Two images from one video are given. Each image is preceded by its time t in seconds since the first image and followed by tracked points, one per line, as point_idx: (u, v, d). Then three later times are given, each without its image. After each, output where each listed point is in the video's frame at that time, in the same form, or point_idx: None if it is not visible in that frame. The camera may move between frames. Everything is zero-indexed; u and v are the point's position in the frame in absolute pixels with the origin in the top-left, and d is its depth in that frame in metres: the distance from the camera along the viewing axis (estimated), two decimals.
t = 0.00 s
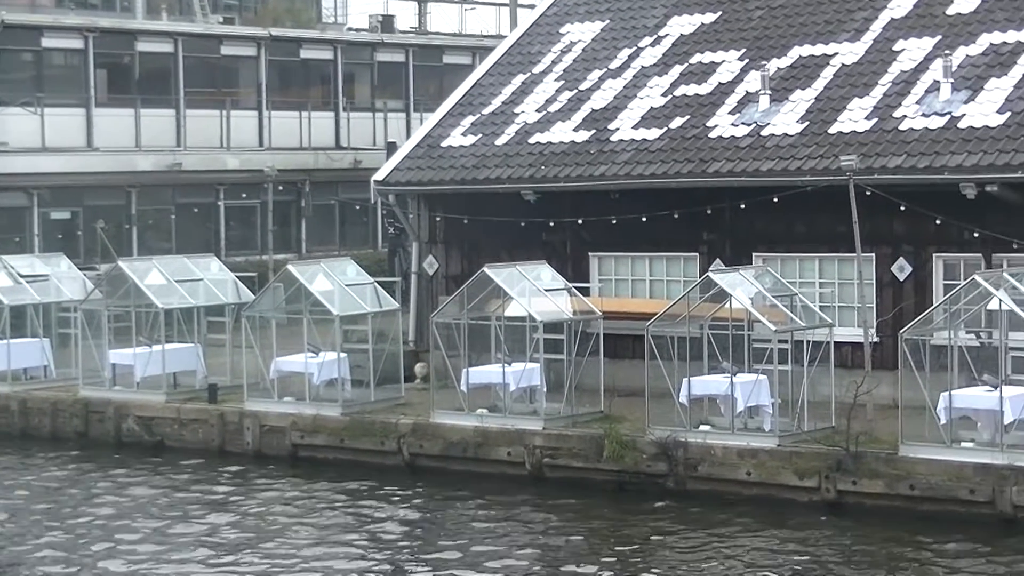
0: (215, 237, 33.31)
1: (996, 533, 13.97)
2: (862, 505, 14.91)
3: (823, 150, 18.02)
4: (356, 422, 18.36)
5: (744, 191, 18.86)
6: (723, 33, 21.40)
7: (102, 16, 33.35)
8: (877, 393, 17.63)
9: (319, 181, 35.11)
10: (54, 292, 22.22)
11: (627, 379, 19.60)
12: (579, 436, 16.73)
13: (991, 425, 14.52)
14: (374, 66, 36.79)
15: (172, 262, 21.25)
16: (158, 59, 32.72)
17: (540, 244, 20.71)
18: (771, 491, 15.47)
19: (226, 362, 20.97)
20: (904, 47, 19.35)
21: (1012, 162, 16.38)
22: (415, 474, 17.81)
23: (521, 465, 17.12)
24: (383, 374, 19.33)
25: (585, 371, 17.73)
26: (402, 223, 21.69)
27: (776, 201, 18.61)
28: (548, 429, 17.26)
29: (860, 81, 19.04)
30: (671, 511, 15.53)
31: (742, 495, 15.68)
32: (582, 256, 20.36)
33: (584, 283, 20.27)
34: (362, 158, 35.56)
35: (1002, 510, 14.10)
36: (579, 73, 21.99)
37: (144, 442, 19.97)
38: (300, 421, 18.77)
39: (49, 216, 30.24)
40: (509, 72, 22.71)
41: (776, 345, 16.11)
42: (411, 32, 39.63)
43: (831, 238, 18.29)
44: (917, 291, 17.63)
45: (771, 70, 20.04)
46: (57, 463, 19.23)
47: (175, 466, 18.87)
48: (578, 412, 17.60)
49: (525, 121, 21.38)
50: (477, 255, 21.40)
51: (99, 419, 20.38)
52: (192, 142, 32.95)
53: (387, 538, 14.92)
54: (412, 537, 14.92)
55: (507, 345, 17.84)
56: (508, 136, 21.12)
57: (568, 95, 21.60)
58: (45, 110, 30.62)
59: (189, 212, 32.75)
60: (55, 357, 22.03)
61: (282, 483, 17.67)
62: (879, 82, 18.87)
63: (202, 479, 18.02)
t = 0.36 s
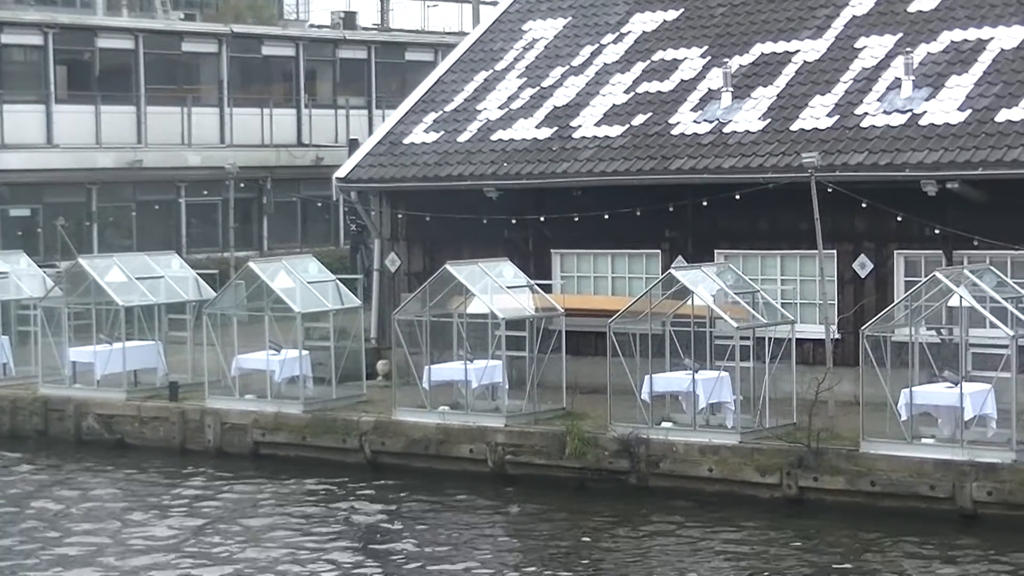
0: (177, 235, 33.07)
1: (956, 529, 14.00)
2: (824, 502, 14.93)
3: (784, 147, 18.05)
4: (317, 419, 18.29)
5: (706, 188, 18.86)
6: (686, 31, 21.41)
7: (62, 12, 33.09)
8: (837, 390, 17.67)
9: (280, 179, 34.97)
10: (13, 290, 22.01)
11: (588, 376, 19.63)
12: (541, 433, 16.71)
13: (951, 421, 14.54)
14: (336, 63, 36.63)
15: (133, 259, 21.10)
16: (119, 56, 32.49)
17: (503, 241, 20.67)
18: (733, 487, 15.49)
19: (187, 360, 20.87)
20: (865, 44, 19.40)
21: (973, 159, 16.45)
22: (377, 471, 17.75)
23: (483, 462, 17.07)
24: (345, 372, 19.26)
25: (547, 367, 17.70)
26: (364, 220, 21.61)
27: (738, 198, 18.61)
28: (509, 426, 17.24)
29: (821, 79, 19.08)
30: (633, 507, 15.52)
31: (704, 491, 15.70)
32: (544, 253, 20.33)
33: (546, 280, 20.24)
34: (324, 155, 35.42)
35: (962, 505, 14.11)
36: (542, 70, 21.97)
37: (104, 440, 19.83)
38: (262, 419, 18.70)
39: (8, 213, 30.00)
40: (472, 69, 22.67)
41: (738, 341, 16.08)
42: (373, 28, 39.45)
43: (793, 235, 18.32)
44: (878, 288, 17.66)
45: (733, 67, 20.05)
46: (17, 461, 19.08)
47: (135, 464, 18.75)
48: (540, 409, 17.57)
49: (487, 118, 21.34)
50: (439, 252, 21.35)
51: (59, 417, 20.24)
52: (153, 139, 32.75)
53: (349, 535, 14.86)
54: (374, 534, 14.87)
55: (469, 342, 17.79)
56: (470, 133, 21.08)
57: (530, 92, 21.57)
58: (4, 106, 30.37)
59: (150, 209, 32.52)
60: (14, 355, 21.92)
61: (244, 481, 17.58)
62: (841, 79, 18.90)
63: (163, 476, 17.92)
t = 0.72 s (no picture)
0: (124, 234, 32.78)
1: (905, 522, 14.07)
2: (773, 497, 14.99)
3: (732, 143, 18.09)
4: (266, 418, 18.19)
5: (655, 184, 18.86)
6: (633, 27, 21.43)
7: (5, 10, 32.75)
8: (786, 385, 17.73)
9: (228, 177, 34.79)
10: None
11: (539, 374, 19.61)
12: (492, 430, 16.66)
13: (900, 416, 14.59)
14: (283, 60, 36.45)
15: (79, 258, 20.96)
16: (64, 55, 32.20)
17: (452, 238, 20.62)
18: (683, 483, 15.53)
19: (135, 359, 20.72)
20: (812, 40, 19.47)
21: (920, 154, 16.52)
22: (327, 470, 17.69)
23: (434, 460, 17.04)
24: (294, 371, 19.14)
25: (497, 365, 17.64)
26: (312, 219, 21.48)
27: (687, 194, 18.62)
28: (459, 423, 17.21)
29: (768, 75, 19.13)
30: (584, 503, 15.52)
31: (654, 487, 15.73)
32: (493, 250, 20.30)
33: (496, 277, 20.22)
34: (271, 153, 35.24)
35: (912, 499, 14.20)
36: (489, 68, 21.93)
37: (51, 441, 19.66)
38: (211, 418, 18.60)
39: None
40: (419, 66, 22.60)
41: (687, 338, 16.14)
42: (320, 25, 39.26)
43: (741, 231, 18.36)
44: (827, 283, 17.73)
45: (681, 63, 20.08)
46: None
47: (83, 464, 18.60)
48: (490, 406, 17.53)
49: (436, 115, 21.28)
50: (389, 250, 21.29)
51: (6, 418, 20.07)
52: (99, 138, 32.49)
53: (299, 533, 14.78)
54: (325, 532, 14.80)
55: (419, 340, 17.72)
56: (418, 131, 21.02)
57: (477, 89, 21.52)
58: None
59: (96, 208, 32.18)
60: None
61: (193, 480, 17.46)
62: (788, 75, 18.96)
63: (111, 477, 17.78)
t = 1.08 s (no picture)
0: (63, 237, 32.45)
1: (846, 519, 14.10)
2: (716, 495, 15.00)
3: (674, 142, 18.09)
4: (207, 420, 18.07)
5: (596, 184, 18.84)
6: (574, 27, 21.42)
7: None
8: (729, 383, 17.76)
9: (168, 178, 34.54)
10: None
11: (482, 374, 19.58)
12: (435, 430, 16.60)
13: (842, 413, 14.63)
14: (223, 61, 36.18)
15: (16, 261, 20.78)
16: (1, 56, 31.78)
17: (394, 239, 20.52)
18: (626, 481, 15.51)
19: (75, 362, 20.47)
20: (752, 39, 19.52)
21: (860, 152, 16.57)
22: (269, 471, 17.56)
23: (376, 461, 16.93)
24: (236, 372, 19.05)
25: (440, 365, 17.63)
26: (253, 220, 21.31)
27: (628, 193, 18.60)
28: (402, 423, 17.13)
29: (709, 74, 19.16)
30: (528, 503, 15.46)
31: (596, 486, 15.70)
32: (435, 251, 20.22)
33: (438, 277, 20.14)
34: (212, 154, 34.96)
35: (853, 495, 14.23)
36: (430, 68, 21.85)
37: None
38: (152, 421, 18.40)
39: None
40: (360, 66, 22.50)
41: (630, 336, 16.13)
42: (260, 25, 39.00)
43: (683, 230, 18.36)
44: (768, 281, 17.78)
45: (622, 63, 20.08)
46: None
47: (22, 468, 18.39)
48: (433, 406, 17.48)
49: (377, 116, 21.18)
50: (330, 251, 21.18)
51: None
52: (37, 140, 32.09)
53: (241, 535, 14.63)
54: (268, 534, 14.65)
55: (361, 341, 17.60)
56: (359, 131, 20.91)
57: (419, 89, 21.44)
58: None
59: (34, 211, 31.84)
60: None
61: (133, 484, 17.26)
62: (729, 74, 18.99)
63: (50, 480, 17.55)
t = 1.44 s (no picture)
0: None
1: (787, 517, 14.14)
2: (657, 493, 15.02)
3: (614, 142, 18.09)
4: (146, 420, 18.00)
5: (536, 183, 18.81)
6: (513, 26, 21.39)
7: None
8: (669, 382, 17.81)
9: (107, 178, 34.27)
10: None
11: (423, 374, 19.52)
12: (375, 430, 16.54)
13: (782, 411, 14.67)
14: (161, 60, 35.85)
15: None
16: None
17: (333, 239, 20.41)
18: (566, 480, 15.49)
19: (12, 362, 20.25)
20: (691, 39, 19.55)
21: (799, 151, 16.62)
22: (208, 472, 17.46)
23: (316, 461, 16.86)
24: (175, 373, 18.83)
25: (380, 365, 17.49)
26: (192, 219, 21.16)
27: (568, 192, 18.58)
28: (342, 423, 17.05)
29: (649, 73, 19.17)
30: (468, 503, 15.42)
31: (537, 485, 15.67)
32: (375, 250, 20.14)
33: (378, 277, 20.07)
34: (150, 153, 34.59)
35: (793, 493, 14.29)
36: (369, 67, 21.75)
37: None
38: (90, 421, 18.33)
39: None
40: (299, 65, 22.38)
41: (570, 336, 16.06)
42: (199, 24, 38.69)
43: (623, 229, 18.36)
44: (708, 281, 17.83)
45: (561, 62, 20.07)
46: None
47: None
48: (373, 406, 17.39)
49: (316, 115, 21.06)
50: (270, 251, 21.05)
51: None
52: None
53: (180, 536, 14.50)
54: (206, 534, 14.53)
55: (300, 341, 17.48)
56: (299, 130, 20.79)
57: (358, 88, 21.34)
58: None
59: None
60: None
61: (70, 484, 17.10)
62: (668, 74, 19.01)
63: None
